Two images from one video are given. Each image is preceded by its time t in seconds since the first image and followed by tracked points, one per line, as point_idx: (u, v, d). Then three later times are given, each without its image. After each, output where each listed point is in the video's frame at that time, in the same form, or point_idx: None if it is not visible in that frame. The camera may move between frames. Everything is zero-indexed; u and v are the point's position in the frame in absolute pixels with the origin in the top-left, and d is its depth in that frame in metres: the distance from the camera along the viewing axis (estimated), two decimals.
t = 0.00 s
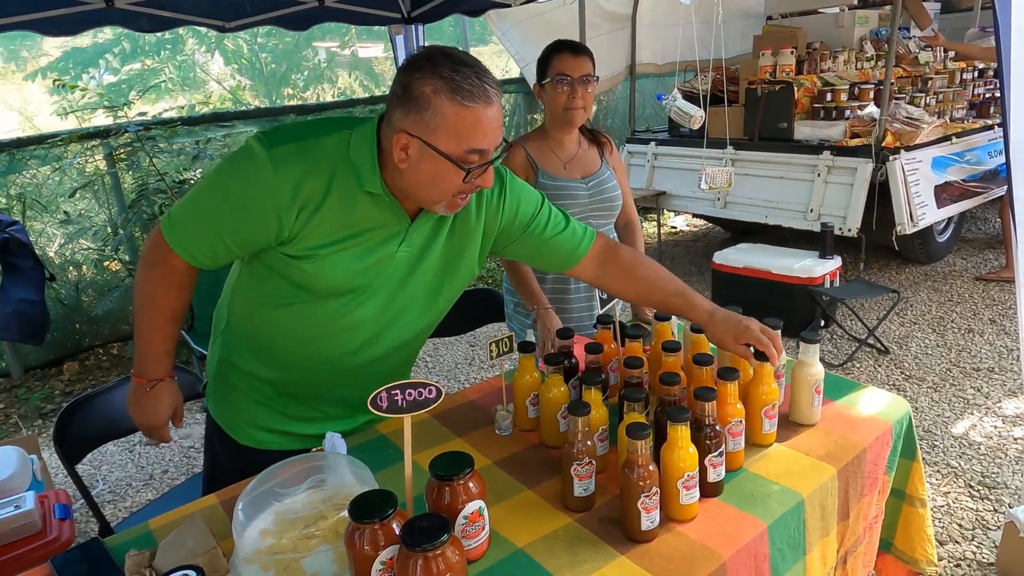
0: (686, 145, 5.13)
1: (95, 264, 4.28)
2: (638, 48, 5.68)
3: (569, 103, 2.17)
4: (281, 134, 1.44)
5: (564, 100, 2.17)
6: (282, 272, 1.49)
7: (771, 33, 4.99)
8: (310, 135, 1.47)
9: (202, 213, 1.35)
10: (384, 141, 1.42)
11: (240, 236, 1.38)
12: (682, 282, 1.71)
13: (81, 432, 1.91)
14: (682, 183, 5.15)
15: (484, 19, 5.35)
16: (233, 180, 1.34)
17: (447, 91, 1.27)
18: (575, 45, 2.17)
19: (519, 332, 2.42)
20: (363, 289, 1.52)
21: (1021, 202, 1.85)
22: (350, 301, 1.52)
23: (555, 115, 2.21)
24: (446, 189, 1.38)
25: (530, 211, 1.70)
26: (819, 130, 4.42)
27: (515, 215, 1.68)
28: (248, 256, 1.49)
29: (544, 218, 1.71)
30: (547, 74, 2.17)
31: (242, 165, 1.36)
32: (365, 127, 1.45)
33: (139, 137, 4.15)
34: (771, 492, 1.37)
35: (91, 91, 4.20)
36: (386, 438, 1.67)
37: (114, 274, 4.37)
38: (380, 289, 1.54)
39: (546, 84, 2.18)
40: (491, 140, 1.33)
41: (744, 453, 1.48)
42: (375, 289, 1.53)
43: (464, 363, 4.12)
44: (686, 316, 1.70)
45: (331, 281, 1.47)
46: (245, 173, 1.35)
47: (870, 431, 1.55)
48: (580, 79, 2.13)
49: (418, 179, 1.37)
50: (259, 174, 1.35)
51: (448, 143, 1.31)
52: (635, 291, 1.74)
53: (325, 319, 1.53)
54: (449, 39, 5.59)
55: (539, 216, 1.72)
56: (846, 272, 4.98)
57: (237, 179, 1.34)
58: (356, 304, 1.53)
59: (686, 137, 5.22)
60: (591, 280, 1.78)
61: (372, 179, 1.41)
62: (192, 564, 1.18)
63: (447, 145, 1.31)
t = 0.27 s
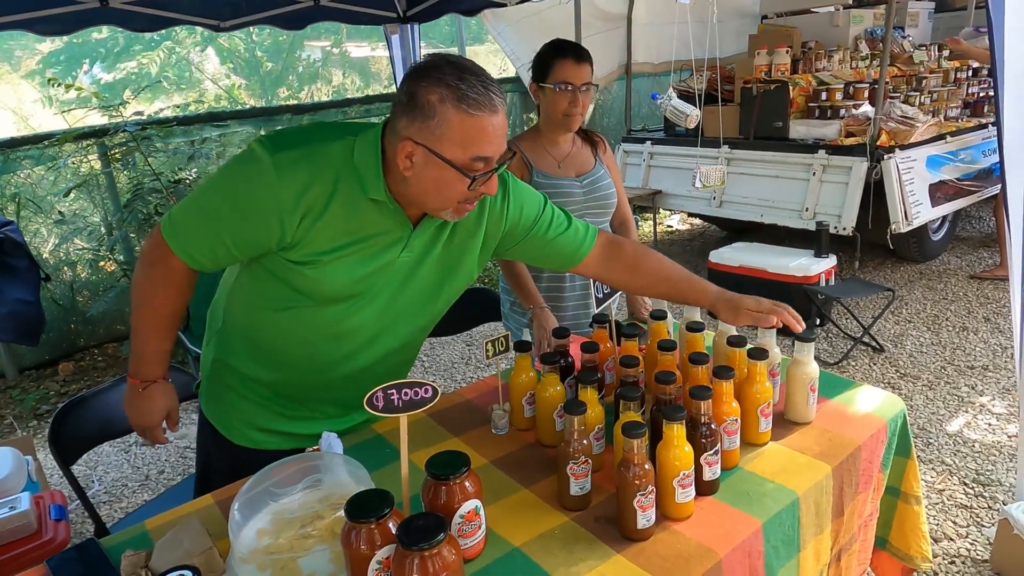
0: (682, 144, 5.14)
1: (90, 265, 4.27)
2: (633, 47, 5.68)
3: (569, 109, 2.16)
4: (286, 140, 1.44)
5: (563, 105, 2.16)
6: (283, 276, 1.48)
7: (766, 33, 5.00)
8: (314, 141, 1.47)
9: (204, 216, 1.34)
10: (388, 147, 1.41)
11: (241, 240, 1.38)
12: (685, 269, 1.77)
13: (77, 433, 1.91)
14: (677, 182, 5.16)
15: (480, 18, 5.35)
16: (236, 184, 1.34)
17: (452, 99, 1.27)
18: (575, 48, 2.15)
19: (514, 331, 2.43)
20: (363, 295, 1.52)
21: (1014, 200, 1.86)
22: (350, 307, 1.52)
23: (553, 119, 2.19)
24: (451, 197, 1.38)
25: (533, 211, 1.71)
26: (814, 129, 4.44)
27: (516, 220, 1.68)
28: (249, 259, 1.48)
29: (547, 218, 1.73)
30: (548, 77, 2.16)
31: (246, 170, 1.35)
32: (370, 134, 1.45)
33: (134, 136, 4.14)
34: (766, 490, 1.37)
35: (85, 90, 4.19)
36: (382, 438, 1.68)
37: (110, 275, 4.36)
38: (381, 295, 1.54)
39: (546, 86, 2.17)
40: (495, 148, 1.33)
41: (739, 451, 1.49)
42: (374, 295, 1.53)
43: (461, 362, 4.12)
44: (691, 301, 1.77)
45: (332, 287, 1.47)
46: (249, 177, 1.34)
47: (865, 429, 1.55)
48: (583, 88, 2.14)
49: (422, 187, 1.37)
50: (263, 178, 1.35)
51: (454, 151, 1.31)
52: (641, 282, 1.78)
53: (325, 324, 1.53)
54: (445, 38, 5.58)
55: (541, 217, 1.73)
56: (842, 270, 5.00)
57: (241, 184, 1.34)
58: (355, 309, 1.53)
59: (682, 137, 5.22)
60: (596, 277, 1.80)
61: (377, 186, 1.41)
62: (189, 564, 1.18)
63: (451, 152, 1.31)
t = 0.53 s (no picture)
0: (678, 144, 5.15)
1: (85, 265, 4.26)
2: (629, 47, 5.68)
3: (569, 111, 2.16)
4: (295, 152, 1.43)
5: (564, 108, 2.16)
6: (287, 287, 1.48)
7: (762, 32, 5.01)
8: (322, 153, 1.46)
9: (209, 226, 1.33)
10: (396, 166, 1.41)
11: (247, 251, 1.37)
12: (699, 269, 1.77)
13: (73, 433, 1.90)
14: (674, 181, 5.17)
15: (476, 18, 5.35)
16: (245, 197, 1.32)
17: (453, 122, 1.28)
18: (578, 49, 2.16)
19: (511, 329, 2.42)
20: (364, 307, 1.53)
21: (1009, 199, 1.87)
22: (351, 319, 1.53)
23: (553, 119, 2.19)
24: (454, 217, 1.38)
25: (540, 222, 1.70)
26: (809, 129, 4.45)
27: (523, 234, 1.67)
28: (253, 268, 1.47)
29: (555, 227, 1.71)
30: (550, 78, 2.16)
31: (255, 182, 1.34)
32: (379, 150, 1.44)
33: (129, 135, 4.13)
34: (762, 488, 1.37)
35: (81, 90, 4.18)
36: (380, 437, 1.68)
37: (105, 275, 4.35)
38: (383, 308, 1.55)
39: (549, 88, 2.16)
40: (498, 169, 1.33)
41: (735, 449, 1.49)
42: (376, 308, 1.54)
43: (458, 361, 4.12)
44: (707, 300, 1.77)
45: (336, 301, 1.48)
46: (258, 190, 1.33)
47: (861, 427, 1.56)
48: (584, 91, 2.15)
49: (427, 209, 1.38)
50: (271, 191, 1.34)
51: (456, 173, 1.31)
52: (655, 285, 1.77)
53: (327, 334, 1.54)
54: (441, 38, 5.58)
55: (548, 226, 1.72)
56: (837, 269, 5.01)
57: (249, 196, 1.33)
58: (357, 321, 1.54)
59: (679, 136, 5.23)
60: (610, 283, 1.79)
61: (385, 204, 1.41)
62: (185, 564, 1.18)
63: (455, 175, 1.31)
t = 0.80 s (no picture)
0: (675, 143, 5.15)
1: (82, 265, 4.25)
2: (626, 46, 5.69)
3: (569, 109, 2.16)
4: (296, 161, 1.43)
5: (564, 106, 2.16)
6: (284, 293, 1.48)
7: (759, 32, 5.03)
8: (322, 161, 1.45)
9: (206, 231, 1.32)
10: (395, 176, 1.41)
11: (244, 258, 1.37)
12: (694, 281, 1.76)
13: (70, 434, 1.90)
14: (670, 181, 5.18)
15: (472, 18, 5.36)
16: (244, 204, 1.32)
17: (452, 131, 1.28)
18: (578, 49, 2.16)
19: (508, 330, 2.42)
20: (360, 314, 1.53)
21: (1004, 198, 1.88)
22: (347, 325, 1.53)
23: (553, 118, 2.19)
24: (453, 225, 1.38)
25: (534, 232, 1.70)
26: (806, 128, 4.46)
27: (519, 244, 1.68)
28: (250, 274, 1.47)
29: (549, 236, 1.71)
30: (549, 76, 2.16)
31: (254, 190, 1.34)
32: (379, 159, 1.44)
33: (125, 136, 4.12)
34: (759, 487, 1.38)
35: (77, 90, 4.17)
36: (377, 438, 1.67)
37: (102, 275, 4.34)
38: (379, 315, 1.56)
39: (548, 85, 2.17)
40: (497, 177, 1.33)
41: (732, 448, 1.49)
42: (371, 314, 1.54)
43: (455, 361, 4.12)
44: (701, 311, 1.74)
45: (332, 307, 1.48)
46: (257, 197, 1.33)
47: (856, 426, 1.56)
48: (583, 87, 2.15)
49: (427, 216, 1.38)
50: (269, 199, 1.33)
51: (455, 181, 1.31)
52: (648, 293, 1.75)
53: (322, 339, 1.54)
54: (438, 38, 5.58)
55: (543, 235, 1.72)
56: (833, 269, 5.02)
57: (248, 204, 1.32)
58: (352, 327, 1.54)
59: (676, 136, 5.24)
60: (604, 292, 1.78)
61: (384, 213, 1.41)
62: (183, 565, 1.18)
63: (454, 183, 1.31)
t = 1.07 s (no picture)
0: (672, 143, 5.16)
1: (78, 266, 4.24)
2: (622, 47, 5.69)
3: (564, 102, 2.18)
4: (277, 155, 1.42)
5: (558, 98, 2.18)
6: (274, 289, 1.48)
7: (755, 33, 5.04)
8: (303, 154, 1.45)
9: (193, 232, 1.31)
10: (380, 161, 1.41)
11: (233, 257, 1.36)
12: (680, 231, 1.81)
13: (66, 435, 1.90)
14: (667, 181, 5.19)
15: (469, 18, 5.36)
16: (229, 202, 1.31)
17: (436, 110, 1.28)
18: (572, 44, 2.19)
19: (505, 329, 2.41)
20: (352, 307, 1.53)
21: (1000, 198, 1.89)
22: (339, 318, 1.53)
23: (550, 115, 2.20)
24: (442, 206, 1.37)
25: (519, 204, 1.71)
26: (802, 129, 4.47)
27: (504, 221, 1.69)
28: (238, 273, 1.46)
29: (533, 205, 1.73)
30: (543, 72, 2.18)
31: (238, 187, 1.33)
32: (361, 146, 1.44)
33: (121, 136, 4.11)
34: (756, 487, 1.38)
35: (73, 91, 4.16)
36: (374, 438, 1.67)
37: (98, 276, 4.32)
38: (371, 306, 1.56)
39: (542, 82, 2.19)
40: (484, 156, 1.33)
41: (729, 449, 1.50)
42: (364, 305, 1.55)
43: (452, 362, 4.12)
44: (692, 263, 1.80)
45: (325, 301, 1.48)
46: (242, 194, 1.32)
47: (853, 426, 1.57)
48: (577, 79, 2.15)
49: (416, 201, 1.38)
50: (256, 196, 1.33)
51: (442, 161, 1.31)
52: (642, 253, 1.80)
53: (314, 335, 1.54)
54: (435, 38, 5.59)
55: (528, 206, 1.73)
56: (830, 269, 5.03)
57: (234, 201, 1.32)
58: (345, 320, 1.54)
59: (672, 136, 5.25)
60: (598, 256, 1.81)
61: (371, 201, 1.41)
62: (180, 566, 1.18)
63: (441, 163, 1.31)
